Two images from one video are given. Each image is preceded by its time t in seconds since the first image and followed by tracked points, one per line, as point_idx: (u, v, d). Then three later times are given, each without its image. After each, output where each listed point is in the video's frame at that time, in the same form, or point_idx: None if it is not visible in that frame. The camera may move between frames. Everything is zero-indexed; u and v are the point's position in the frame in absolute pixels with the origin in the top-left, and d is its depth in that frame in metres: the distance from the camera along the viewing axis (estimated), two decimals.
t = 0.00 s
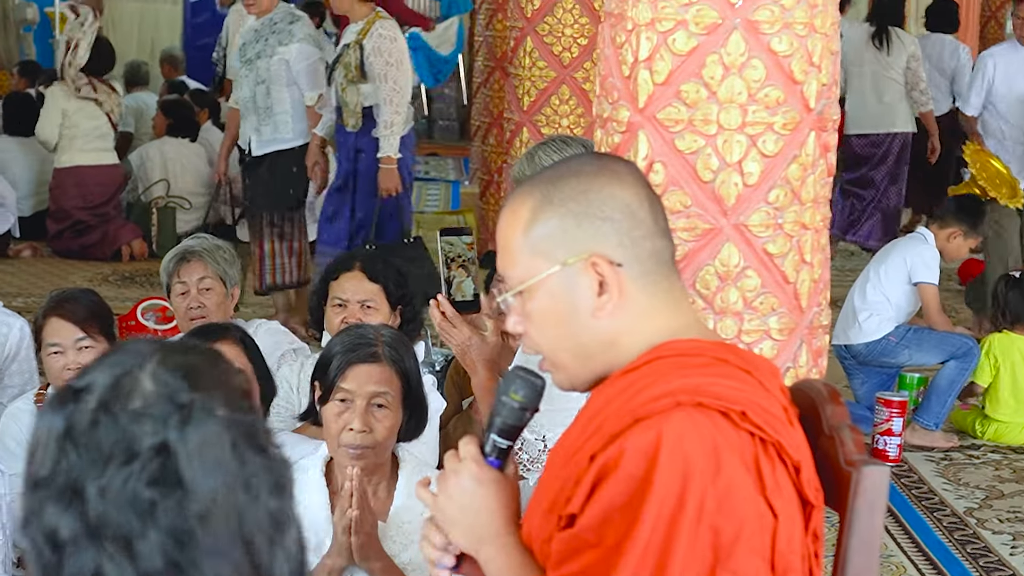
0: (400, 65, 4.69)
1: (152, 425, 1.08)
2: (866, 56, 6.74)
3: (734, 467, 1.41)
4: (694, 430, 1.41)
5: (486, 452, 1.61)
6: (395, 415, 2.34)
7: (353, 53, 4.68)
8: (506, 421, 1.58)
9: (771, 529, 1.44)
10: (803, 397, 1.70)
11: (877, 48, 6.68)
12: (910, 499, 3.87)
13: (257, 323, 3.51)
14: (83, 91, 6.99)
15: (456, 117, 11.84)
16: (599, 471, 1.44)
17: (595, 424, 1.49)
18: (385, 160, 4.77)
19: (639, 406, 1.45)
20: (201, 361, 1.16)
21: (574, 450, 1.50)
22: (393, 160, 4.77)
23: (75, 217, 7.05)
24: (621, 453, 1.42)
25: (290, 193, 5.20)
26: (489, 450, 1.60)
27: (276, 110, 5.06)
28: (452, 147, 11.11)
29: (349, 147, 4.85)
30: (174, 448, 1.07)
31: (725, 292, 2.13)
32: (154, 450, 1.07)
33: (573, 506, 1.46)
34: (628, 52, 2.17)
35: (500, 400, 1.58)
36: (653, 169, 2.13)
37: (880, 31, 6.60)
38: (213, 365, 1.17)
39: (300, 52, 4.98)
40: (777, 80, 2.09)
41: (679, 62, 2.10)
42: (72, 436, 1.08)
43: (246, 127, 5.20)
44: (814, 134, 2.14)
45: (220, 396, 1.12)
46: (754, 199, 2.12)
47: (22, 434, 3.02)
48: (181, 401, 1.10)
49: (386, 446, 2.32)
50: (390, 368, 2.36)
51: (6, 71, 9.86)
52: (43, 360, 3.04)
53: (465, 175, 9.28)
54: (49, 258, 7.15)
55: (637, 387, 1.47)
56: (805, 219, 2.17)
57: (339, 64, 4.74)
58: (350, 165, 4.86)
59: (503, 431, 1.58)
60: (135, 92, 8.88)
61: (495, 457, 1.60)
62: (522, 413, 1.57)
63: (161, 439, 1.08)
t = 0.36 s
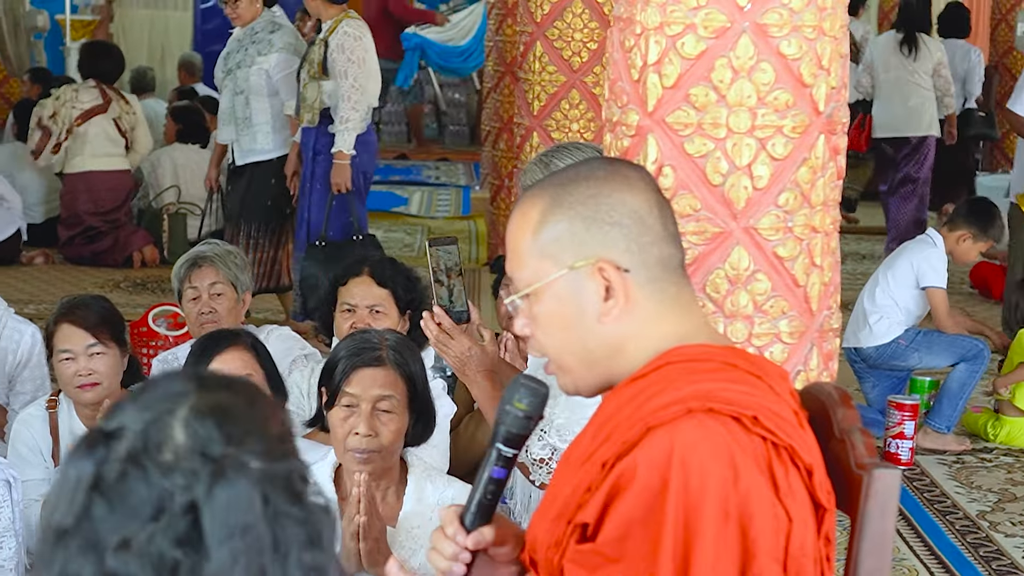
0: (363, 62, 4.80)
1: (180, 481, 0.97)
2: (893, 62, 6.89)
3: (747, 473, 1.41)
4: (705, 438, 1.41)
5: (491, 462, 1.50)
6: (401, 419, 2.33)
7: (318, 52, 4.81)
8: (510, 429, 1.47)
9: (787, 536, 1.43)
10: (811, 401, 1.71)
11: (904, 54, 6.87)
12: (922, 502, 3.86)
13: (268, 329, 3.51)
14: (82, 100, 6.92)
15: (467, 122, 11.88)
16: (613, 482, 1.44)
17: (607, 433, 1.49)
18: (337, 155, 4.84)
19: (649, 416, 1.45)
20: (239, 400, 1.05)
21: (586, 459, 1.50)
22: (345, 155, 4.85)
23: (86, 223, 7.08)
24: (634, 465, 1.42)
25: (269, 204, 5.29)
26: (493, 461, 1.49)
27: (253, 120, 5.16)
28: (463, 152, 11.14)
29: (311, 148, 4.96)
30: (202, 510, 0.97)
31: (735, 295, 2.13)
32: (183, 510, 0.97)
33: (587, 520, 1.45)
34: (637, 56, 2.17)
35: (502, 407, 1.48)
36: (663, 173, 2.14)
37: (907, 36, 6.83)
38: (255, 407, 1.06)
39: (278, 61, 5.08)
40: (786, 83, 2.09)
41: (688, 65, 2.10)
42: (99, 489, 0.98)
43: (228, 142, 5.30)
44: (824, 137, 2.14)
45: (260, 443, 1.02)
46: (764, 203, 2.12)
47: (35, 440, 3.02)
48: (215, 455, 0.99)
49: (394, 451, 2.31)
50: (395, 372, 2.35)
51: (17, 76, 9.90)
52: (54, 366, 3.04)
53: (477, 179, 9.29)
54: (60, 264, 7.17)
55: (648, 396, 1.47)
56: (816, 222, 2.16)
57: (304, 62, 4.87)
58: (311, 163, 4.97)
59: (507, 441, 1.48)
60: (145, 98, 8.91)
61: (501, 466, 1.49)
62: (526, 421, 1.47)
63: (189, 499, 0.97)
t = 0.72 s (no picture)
0: (352, 70, 4.91)
1: None
2: (943, 59, 7.01)
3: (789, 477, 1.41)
4: (748, 440, 1.41)
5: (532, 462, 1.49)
6: (435, 422, 2.30)
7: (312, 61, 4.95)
8: (546, 426, 1.46)
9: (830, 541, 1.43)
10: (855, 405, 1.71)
11: (954, 51, 6.97)
12: (967, 507, 3.85)
13: (312, 335, 3.51)
14: (117, 110, 6.98)
15: (508, 129, 11.88)
16: (657, 482, 1.44)
17: (653, 436, 1.49)
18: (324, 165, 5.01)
19: (694, 418, 1.45)
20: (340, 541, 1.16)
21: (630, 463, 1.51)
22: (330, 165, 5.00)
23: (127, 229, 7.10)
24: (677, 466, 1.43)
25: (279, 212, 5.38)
26: (531, 459, 1.48)
27: (255, 128, 5.28)
28: (503, 159, 11.14)
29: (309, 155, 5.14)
30: None
31: (778, 300, 2.13)
32: None
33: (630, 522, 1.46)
34: (679, 61, 2.17)
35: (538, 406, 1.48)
36: (705, 177, 2.13)
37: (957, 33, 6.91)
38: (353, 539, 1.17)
39: (281, 70, 5.18)
40: (828, 87, 2.09)
41: (729, 70, 2.10)
42: None
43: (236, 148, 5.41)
44: (867, 141, 2.13)
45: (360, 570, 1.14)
46: (807, 208, 2.12)
47: (80, 447, 3.06)
48: None
49: (430, 455, 2.28)
50: (427, 376, 2.33)
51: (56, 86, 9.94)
52: (98, 374, 3.06)
53: (517, 184, 9.29)
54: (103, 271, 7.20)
55: (693, 399, 1.48)
56: (859, 227, 2.16)
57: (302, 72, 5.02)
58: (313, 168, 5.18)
59: (545, 438, 1.47)
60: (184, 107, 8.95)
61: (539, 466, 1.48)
62: (563, 418, 1.47)
63: None
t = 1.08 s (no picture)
0: (323, 80, 4.65)
1: None
2: (987, 70, 7.07)
3: (803, 488, 1.39)
4: (761, 450, 1.40)
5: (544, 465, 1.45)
6: (448, 427, 2.29)
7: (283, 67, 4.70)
8: (561, 429, 1.43)
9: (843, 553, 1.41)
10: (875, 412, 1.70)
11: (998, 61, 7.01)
12: (984, 515, 3.84)
13: (329, 342, 3.51)
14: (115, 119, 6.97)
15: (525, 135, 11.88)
16: (668, 489, 1.43)
17: (669, 444, 1.48)
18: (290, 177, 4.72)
19: (708, 426, 1.44)
20: None
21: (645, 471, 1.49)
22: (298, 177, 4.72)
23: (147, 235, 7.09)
24: (688, 475, 1.42)
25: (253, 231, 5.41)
26: (544, 461, 1.45)
27: (252, 136, 5.07)
28: (520, 165, 11.14)
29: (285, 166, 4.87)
30: None
31: (797, 307, 2.13)
32: None
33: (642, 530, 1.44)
34: (699, 68, 2.17)
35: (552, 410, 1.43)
36: (724, 184, 2.13)
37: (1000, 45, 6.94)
38: None
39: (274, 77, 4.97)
40: (847, 94, 2.08)
41: (749, 77, 2.09)
42: None
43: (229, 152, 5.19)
44: (886, 149, 2.13)
45: None
46: (826, 215, 2.11)
47: (97, 453, 3.06)
48: None
49: (444, 460, 2.27)
50: (440, 382, 2.32)
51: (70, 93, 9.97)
52: (116, 379, 3.06)
53: (534, 191, 9.30)
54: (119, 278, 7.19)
55: (709, 408, 1.47)
56: (878, 234, 2.15)
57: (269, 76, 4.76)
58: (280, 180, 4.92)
59: (559, 440, 1.43)
60: (201, 112, 8.96)
61: (551, 469, 1.45)
62: (578, 421, 1.43)
63: None
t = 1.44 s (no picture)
0: (297, 77, 4.66)
1: None
2: (1012, 67, 7.26)
3: (805, 495, 1.36)
4: (763, 458, 1.37)
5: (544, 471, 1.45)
6: (453, 425, 2.29)
7: (253, 66, 4.71)
8: (560, 434, 1.41)
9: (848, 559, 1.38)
10: (878, 414, 1.69)
11: None
12: (988, 515, 3.84)
13: (332, 341, 3.51)
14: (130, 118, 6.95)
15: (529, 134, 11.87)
16: (670, 497, 1.41)
17: (671, 449, 1.46)
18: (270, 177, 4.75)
19: (710, 433, 1.42)
20: None
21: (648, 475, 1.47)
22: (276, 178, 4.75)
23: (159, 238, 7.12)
24: (690, 483, 1.39)
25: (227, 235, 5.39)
26: (543, 466, 1.44)
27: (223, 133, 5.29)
28: (525, 164, 11.14)
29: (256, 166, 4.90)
30: None
31: (801, 307, 2.13)
32: None
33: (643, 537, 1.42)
34: (703, 67, 2.16)
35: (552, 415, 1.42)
36: (728, 184, 2.13)
37: None
38: None
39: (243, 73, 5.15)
40: (853, 93, 2.08)
41: (754, 76, 2.09)
42: None
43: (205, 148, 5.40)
44: (891, 148, 2.13)
45: None
46: (831, 214, 2.11)
47: (100, 451, 3.06)
48: None
49: (449, 458, 2.27)
50: (445, 379, 2.31)
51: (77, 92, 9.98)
52: (120, 378, 3.06)
53: (539, 190, 9.29)
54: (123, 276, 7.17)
55: (711, 413, 1.44)
56: (883, 233, 2.15)
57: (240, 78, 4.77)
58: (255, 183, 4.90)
59: (558, 446, 1.42)
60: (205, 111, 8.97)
61: (551, 473, 1.44)
62: (576, 427, 1.41)
63: None
